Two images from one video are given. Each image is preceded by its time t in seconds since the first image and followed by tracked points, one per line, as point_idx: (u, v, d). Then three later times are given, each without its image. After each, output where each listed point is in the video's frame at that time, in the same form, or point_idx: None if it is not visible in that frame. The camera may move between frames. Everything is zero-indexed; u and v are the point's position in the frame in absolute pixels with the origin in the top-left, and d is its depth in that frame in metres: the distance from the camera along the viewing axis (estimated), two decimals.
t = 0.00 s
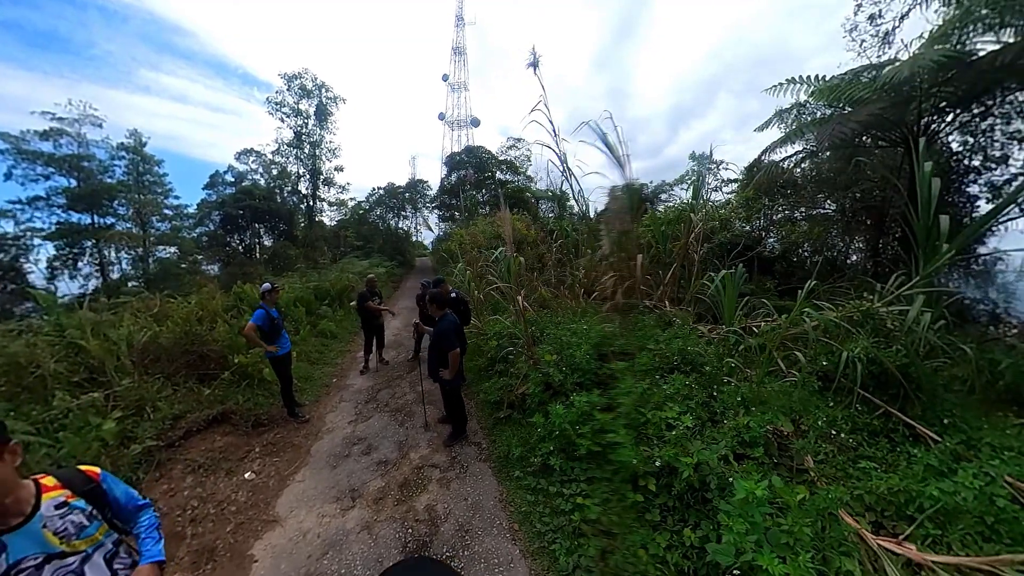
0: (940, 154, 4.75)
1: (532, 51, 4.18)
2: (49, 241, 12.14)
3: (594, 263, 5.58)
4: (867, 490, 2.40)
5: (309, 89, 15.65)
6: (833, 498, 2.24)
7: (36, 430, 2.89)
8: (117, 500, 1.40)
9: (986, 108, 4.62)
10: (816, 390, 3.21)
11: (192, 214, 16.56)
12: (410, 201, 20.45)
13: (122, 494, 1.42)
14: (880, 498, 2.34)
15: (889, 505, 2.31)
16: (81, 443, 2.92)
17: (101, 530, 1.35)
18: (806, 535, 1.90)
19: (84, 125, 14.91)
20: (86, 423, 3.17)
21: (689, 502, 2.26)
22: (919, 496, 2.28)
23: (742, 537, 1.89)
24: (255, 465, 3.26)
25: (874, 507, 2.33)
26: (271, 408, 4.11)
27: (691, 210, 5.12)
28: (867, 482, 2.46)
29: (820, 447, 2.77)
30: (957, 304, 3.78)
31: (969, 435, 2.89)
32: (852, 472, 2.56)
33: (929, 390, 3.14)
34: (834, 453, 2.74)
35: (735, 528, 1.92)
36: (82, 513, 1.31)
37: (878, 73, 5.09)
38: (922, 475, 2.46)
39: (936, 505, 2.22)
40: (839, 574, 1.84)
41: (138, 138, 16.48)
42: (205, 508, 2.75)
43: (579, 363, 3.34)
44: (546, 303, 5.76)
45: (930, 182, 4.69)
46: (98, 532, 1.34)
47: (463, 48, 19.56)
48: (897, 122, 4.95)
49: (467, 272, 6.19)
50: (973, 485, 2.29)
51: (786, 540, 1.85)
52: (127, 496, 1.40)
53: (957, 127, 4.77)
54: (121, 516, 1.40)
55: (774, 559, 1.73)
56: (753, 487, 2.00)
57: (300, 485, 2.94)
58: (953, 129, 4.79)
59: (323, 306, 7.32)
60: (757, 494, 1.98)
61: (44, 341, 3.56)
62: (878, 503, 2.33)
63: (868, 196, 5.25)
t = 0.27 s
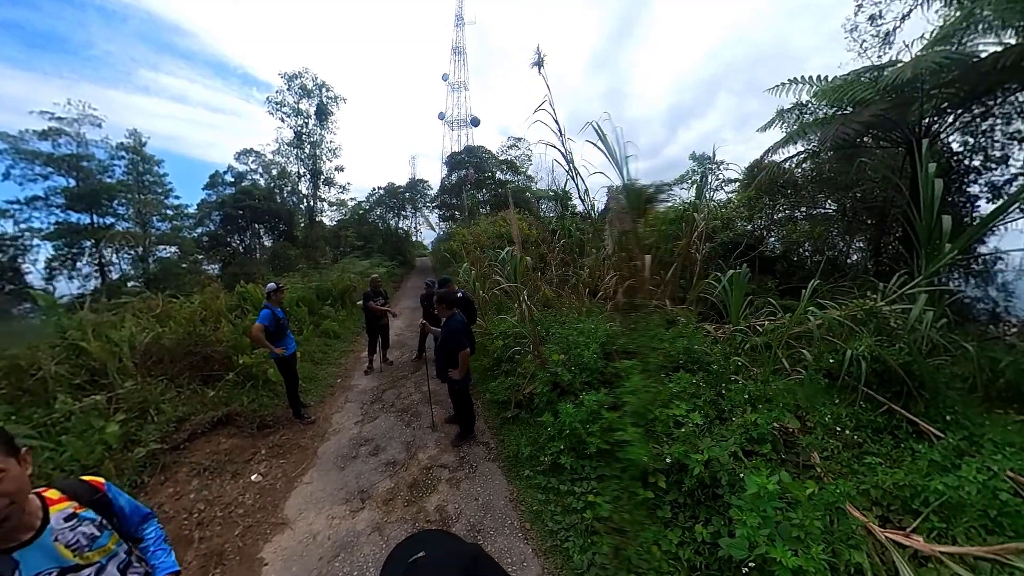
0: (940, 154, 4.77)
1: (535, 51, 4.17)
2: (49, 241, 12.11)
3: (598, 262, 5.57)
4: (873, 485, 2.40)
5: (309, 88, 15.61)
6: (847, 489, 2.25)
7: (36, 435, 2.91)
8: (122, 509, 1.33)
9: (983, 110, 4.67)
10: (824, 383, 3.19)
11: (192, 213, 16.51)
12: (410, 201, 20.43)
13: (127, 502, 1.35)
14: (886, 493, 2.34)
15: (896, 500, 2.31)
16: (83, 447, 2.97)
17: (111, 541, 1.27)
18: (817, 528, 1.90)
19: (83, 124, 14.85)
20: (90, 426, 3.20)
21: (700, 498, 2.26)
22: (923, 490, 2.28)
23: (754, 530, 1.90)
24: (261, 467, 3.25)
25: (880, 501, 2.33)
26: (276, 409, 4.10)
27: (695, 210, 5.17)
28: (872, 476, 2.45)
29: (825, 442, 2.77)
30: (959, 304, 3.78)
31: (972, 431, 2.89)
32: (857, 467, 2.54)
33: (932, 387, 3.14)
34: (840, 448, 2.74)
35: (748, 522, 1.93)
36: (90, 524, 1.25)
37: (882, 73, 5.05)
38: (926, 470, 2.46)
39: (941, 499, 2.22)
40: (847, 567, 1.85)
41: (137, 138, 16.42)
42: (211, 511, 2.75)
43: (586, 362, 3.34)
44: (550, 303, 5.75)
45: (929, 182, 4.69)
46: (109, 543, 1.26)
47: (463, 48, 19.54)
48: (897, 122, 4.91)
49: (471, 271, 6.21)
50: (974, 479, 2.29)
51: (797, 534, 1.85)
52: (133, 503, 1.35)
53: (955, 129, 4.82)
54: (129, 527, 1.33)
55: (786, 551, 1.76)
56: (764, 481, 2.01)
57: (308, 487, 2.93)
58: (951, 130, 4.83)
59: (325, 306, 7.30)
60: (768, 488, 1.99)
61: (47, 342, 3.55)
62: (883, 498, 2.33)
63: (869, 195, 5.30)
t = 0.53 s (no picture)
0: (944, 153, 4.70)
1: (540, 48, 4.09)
2: (47, 241, 12.02)
3: (602, 262, 5.48)
4: (888, 489, 2.28)
5: (308, 87, 15.51)
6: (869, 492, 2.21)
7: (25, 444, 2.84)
8: (96, 536, 1.54)
9: (988, 110, 4.60)
10: (839, 387, 3.09)
11: (192, 213, 16.42)
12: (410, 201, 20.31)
13: (100, 531, 1.56)
14: (901, 497, 2.23)
15: (910, 504, 2.21)
16: (75, 455, 2.93)
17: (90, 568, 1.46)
18: (838, 535, 1.81)
19: (81, 124, 14.76)
20: (82, 434, 3.15)
21: (714, 505, 2.19)
22: (940, 495, 2.17)
23: (775, 540, 1.82)
24: (260, 474, 3.18)
25: (896, 506, 2.22)
26: (275, 414, 4.03)
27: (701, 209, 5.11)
28: (887, 481, 2.34)
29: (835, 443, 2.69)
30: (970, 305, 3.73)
31: (984, 434, 2.77)
32: (870, 471, 2.43)
33: (944, 387, 3.02)
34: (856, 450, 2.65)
35: (767, 531, 1.85)
36: (67, 555, 1.41)
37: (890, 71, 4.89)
38: (942, 474, 2.35)
39: (960, 505, 2.11)
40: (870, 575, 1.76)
41: (136, 138, 16.33)
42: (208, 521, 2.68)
43: (594, 365, 3.27)
44: (553, 304, 5.66)
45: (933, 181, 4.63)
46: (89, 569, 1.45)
47: (463, 46, 19.47)
48: (904, 122, 4.86)
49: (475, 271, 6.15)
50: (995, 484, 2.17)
51: (820, 543, 1.76)
52: (104, 528, 1.57)
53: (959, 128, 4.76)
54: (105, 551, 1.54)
55: (809, 561, 1.68)
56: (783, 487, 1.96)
57: (308, 495, 2.85)
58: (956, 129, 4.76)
59: (326, 307, 7.22)
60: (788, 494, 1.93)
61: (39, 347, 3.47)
62: (899, 502, 2.22)
63: (874, 194, 5.21)
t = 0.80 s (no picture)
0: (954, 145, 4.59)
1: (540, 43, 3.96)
2: (44, 241, 11.93)
3: (603, 262, 5.36)
4: (904, 502, 2.14)
5: (306, 86, 15.41)
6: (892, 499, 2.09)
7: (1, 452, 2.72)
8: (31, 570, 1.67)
9: (992, 109, 4.59)
10: (856, 395, 2.88)
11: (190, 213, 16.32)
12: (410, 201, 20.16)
13: (36, 567, 1.68)
14: (920, 511, 2.09)
15: (931, 519, 2.06)
16: (55, 464, 2.82)
17: None
18: (859, 559, 1.64)
19: (79, 124, 14.68)
20: (65, 441, 3.04)
21: (723, 519, 2.05)
22: (960, 508, 2.04)
23: (793, 562, 1.69)
24: (248, 483, 3.07)
25: (913, 520, 2.07)
26: (266, 419, 3.91)
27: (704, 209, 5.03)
28: (905, 494, 2.19)
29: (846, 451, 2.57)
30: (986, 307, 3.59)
31: (999, 441, 2.62)
32: (884, 482, 2.31)
33: (957, 393, 2.87)
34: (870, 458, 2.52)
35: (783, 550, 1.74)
36: None
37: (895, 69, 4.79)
38: (961, 485, 2.19)
39: (983, 520, 1.97)
40: None
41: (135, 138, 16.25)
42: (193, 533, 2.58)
43: (596, 369, 3.15)
44: (553, 304, 5.53)
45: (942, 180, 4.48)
46: None
47: (463, 46, 19.40)
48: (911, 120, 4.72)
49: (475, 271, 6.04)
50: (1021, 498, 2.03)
51: (839, 563, 1.62)
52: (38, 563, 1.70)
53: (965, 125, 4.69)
54: None
55: None
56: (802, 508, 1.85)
57: (297, 506, 2.73)
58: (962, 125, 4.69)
59: (322, 307, 7.11)
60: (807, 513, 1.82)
61: (21, 350, 3.35)
62: (918, 516, 2.07)
63: (874, 195, 5.08)
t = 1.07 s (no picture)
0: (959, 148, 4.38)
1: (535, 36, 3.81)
2: (40, 241, 11.82)
3: (602, 261, 5.23)
4: (923, 522, 2.02)
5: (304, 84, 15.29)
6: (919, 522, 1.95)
7: None
8: None
9: (996, 108, 4.38)
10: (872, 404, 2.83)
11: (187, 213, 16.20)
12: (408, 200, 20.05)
13: None
14: (942, 533, 1.95)
15: (952, 542, 1.91)
16: (28, 474, 2.69)
17: None
18: None
19: (76, 123, 14.56)
20: (40, 449, 2.91)
21: (728, 542, 1.95)
22: (986, 530, 1.90)
23: None
24: (229, 493, 2.95)
25: (934, 542, 1.93)
26: (251, 425, 3.79)
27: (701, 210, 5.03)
28: (925, 514, 2.06)
29: (861, 467, 2.43)
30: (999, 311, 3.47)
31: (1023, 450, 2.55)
32: (897, 498, 2.20)
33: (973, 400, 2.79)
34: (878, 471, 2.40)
35: None
36: None
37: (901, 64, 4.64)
38: (983, 503, 2.07)
39: (1010, 544, 1.84)
40: None
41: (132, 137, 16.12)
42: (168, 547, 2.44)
43: (594, 375, 3.02)
44: (551, 305, 5.40)
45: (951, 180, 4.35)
46: None
47: (461, 44, 19.31)
48: (919, 115, 4.59)
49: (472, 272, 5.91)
50: None
51: None
52: None
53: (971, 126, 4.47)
54: None
55: None
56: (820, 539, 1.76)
57: (278, 519, 2.61)
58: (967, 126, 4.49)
59: (316, 308, 6.98)
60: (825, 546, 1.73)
61: None
62: (939, 538, 1.93)
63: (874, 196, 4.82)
